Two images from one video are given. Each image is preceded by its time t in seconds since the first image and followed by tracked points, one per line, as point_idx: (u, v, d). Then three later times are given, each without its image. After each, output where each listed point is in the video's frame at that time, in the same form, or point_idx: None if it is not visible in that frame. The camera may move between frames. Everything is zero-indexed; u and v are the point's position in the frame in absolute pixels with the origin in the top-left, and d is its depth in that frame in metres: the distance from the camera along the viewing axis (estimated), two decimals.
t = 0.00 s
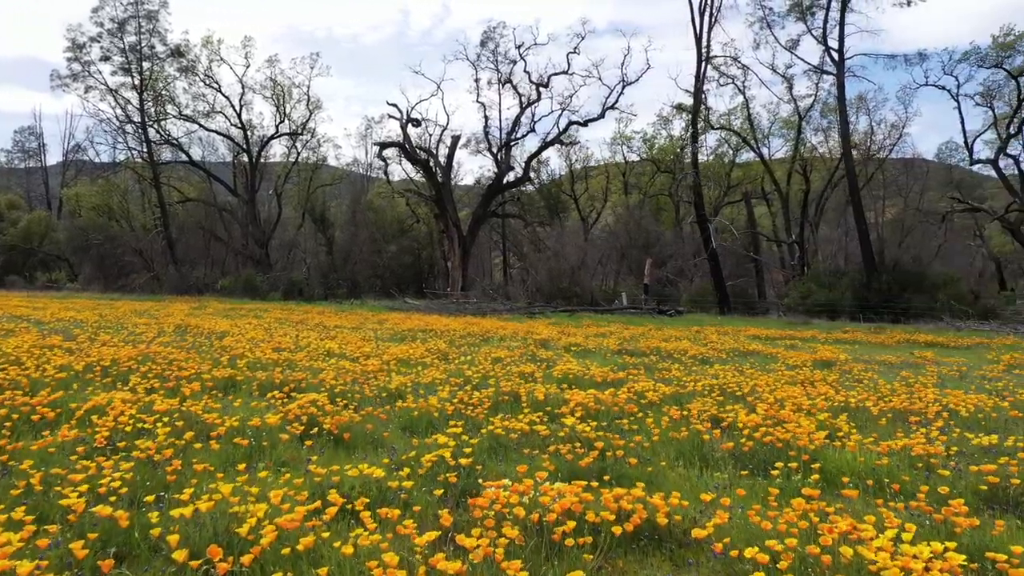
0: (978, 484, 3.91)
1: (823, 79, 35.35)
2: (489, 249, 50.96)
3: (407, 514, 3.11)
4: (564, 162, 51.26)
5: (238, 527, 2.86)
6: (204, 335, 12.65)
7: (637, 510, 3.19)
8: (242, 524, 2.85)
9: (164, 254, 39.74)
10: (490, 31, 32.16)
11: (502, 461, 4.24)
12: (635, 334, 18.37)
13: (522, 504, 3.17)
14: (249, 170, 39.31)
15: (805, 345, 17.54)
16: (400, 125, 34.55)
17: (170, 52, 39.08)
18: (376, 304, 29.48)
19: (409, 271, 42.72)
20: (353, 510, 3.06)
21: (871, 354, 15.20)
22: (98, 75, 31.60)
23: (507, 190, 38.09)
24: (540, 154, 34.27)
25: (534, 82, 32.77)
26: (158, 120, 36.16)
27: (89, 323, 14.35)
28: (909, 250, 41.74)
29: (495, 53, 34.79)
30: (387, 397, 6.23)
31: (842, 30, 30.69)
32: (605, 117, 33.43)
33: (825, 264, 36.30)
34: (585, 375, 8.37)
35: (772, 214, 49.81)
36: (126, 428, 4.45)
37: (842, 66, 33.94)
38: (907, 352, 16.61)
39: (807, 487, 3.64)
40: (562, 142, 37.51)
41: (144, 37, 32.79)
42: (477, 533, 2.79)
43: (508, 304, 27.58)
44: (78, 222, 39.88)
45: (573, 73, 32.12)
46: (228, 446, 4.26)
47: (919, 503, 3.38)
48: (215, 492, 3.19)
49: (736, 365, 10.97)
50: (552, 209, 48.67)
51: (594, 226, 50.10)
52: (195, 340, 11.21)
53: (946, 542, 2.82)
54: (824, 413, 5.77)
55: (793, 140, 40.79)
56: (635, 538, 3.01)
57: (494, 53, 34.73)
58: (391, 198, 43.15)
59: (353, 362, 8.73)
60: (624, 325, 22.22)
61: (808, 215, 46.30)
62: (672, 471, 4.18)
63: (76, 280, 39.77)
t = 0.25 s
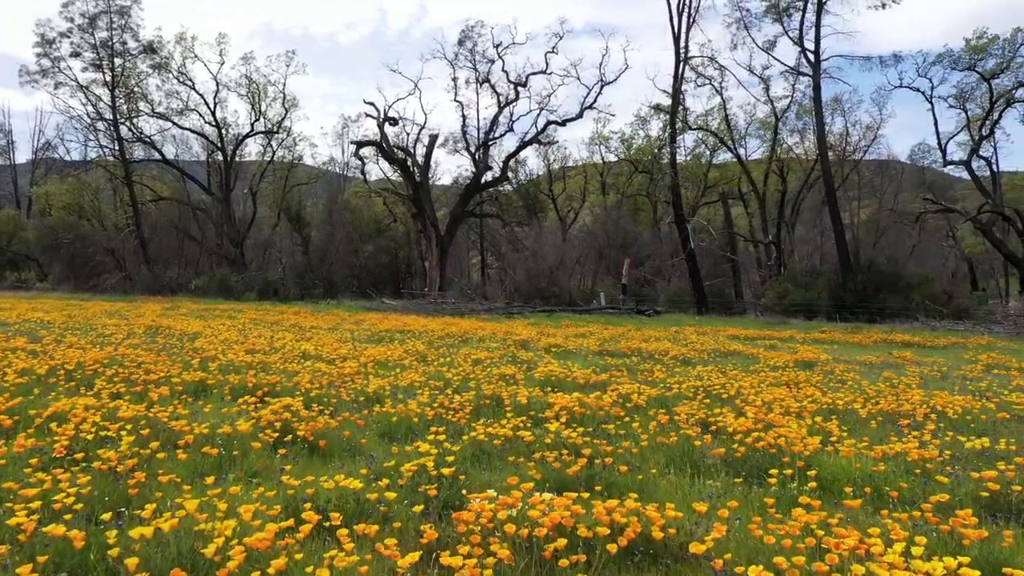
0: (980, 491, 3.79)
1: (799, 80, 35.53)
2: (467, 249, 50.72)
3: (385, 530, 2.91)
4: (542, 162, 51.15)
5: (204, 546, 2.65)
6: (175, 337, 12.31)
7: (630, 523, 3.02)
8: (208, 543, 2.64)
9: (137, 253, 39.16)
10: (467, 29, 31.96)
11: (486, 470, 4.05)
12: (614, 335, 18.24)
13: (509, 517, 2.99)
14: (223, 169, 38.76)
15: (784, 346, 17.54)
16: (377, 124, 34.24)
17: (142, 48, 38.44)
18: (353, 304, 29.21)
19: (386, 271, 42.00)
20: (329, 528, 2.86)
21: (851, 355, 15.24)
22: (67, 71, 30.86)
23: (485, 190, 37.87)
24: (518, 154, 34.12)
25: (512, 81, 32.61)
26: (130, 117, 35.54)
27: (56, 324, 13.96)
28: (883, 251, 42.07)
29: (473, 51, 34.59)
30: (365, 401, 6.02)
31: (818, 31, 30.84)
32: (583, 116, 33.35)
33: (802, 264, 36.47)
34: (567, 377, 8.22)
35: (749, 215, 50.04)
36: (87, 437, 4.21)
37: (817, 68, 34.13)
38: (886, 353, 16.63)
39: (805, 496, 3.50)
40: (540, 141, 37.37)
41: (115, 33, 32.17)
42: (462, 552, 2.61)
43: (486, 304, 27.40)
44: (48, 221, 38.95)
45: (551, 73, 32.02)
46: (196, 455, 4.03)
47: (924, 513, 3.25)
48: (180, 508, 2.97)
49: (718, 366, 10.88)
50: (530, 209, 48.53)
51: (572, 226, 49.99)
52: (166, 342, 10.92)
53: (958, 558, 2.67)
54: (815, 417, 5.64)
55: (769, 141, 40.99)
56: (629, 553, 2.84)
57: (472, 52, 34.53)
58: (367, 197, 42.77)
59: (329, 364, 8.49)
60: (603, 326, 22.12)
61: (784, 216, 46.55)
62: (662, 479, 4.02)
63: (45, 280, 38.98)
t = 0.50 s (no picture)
0: (982, 498, 3.66)
1: (775, 81, 35.66)
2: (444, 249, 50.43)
3: (365, 548, 2.73)
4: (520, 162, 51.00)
5: (170, 570, 2.45)
6: (146, 339, 12.00)
7: (626, 538, 2.86)
8: (174, 566, 2.44)
9: (108, 253, 38.44)
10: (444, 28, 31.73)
11: (471, 479, 3.87)
12: (594, 335, 18.11)
13: (498, 533, 2.82)
14: (197, 167, 38.17)
15: (763, 346, 17.53)
16: (353, 123, 33.89)
17: (113, 45, 37.75)
18: (329, 304, 28.98)
19: (362, 272, 41.66)
20: (306, 547, 2.66)
21: (831, 355, 15.29)
22: (36, 66, 30.15)
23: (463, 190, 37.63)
24: (496, 153, 33.93)
25: (490, 80, 32.43)
26: (101, 115, 34.87)
27: (22, 326, 13.56)
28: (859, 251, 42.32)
29: (450, 50, 34.34)
30: (345, 407, 5.79)
31: (795, 32, 30.94)
32: (560, 116, 33.22)
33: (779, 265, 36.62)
34: (549, 379, 8.07)
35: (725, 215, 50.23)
36: (47, 446, 3.97)
37: (793, 69, 34.27)
38: (866, 352, 16.63)
39: (805, 507, 3.36)
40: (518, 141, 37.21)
41: (86, 28, 31.52)
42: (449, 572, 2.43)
43: (464, 304, 27.21)
44: (16, 220, 38.18)
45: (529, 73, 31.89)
46: (164, 465, 3.81)
47: (929, 522, 3.12)
48: (145, 526, 2.77)
49: (700, 367, 10.79)
50: (507, 209, 48.34)
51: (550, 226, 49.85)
52: (136, 345, 10.61)
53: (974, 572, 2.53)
54: (805, 420, 5.51)
55: (746, 142, 41.15)
56: (626, 571, 2.68)
57: (449, 51, 34.27)
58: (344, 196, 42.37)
59: (305, 368, 8.25)
60: (582, 326, 22.00)
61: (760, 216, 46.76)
62: (655, 488, 3.86)
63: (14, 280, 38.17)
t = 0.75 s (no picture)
0: (984, 506, 3.54)
1: (752, 82, 35.81)
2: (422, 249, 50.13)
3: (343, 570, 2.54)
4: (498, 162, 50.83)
5: None
6: (116, 340, 11.70)
7: (621, 555, 2.70)
8: None
9: (79, 253, 38.43)
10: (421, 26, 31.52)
11: (454, 490, 3.70)
12: (573, 336, 17.97)
13: (487, 552, 2.64)
14: (170, 166, 37.61)
15: (743, 346, 17.51)
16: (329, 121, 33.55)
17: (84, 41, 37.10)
18: (306, 305, 28.54)
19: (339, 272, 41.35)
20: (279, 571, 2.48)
21: (812, 355, 15.34)
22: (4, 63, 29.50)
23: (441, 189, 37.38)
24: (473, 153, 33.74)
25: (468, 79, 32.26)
26: (72, 112, 34.24)
27: None
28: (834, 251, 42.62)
29: (427, 48, 34.12)
30: (321, 413, 5.59)
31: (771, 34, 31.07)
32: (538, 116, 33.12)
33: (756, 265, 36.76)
34: (531, 382, 7.91)
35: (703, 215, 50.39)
36: (4, 458, 3.74)
37: (770, 71, 34.43)
38: (845, 353, 16.63)
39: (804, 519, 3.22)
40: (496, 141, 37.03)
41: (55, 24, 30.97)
42: None
43: (441, 304, 27.01)
44: None
45: (507, 72, 31.78)
46: (128, 478, 3.60)
47: (934, 535, 3.00)
48: (104, 550, 2.56)
49: (682, 368, 10.69)
50: (485, 209, 48.12)
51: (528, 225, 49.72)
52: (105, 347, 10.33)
53: None
54: (794, 424, 5.39)
55: (723, 143, 41.30)
56: None
57: (426, 50, 34.04)
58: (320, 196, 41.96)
59: (280, 370, 8.02)
60: (561, 326, 21.88)
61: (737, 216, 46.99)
62: (646, 498, 3.71)
63: None
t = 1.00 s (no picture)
0: (987, 516, 3.41)
1: (729, 84, 35.91)
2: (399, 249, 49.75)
3: None
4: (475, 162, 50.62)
5: None
6: (84, 342, 11.37)
7: None
8: None
9: (47, 253, 37.59)
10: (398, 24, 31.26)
11: (436, 501, 3.53)
12: (553, 337, 17.82)
13: None
14: (142, 164, 36.97)
15: (723, 346, 17.49)
16: (305, 119, 33.14)
17: (53, 37, 36.36)
18: (281, 306, 28.08)
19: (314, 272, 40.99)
20: None
21: (791, 355, 15.51)
22: None
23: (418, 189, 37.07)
24: (451, 152, 33.50)
25: (445, 78, 32.05)
26: (41, 109, 33.53)
27: None
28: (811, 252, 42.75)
29: (405, 47, 33.82)
30: (296, 419, 5.38)
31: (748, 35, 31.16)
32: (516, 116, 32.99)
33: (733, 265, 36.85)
34: (512, 385, 7.73)
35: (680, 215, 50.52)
36: None
37: (746, 72, 34.55)
38: (825, 353, 16.64)
39: (807, 535, 3.07)
40: (474, 140, 36.81)
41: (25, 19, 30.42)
42: None
43: (418, 305, 26.76)
44: None
45: (485, 71, 31.64)
46: (88, 492, 3.36)
47: (941, 548, 2.87)
48: None
49: (662, 369, 10.64)
50: (463, 209, 47.86)
51: (505, 225, 49.51)
52: (73, 349, 9.99)
53: None
54: (783, 428, 5.28)
55: (700, 143, 41.41)
56: None
57: (404, 49, 33.78)
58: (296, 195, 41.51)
59: (254, 373, 7.78)
60: (539, 328, 21.75)
61: (714, 217, 47.13)
62: (639, 507, 3.55)
63: None
